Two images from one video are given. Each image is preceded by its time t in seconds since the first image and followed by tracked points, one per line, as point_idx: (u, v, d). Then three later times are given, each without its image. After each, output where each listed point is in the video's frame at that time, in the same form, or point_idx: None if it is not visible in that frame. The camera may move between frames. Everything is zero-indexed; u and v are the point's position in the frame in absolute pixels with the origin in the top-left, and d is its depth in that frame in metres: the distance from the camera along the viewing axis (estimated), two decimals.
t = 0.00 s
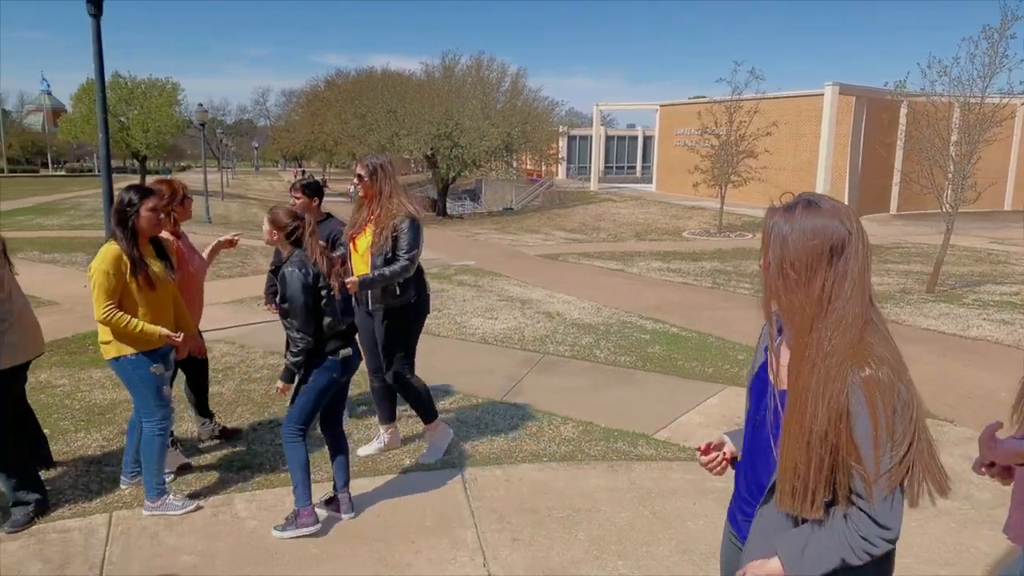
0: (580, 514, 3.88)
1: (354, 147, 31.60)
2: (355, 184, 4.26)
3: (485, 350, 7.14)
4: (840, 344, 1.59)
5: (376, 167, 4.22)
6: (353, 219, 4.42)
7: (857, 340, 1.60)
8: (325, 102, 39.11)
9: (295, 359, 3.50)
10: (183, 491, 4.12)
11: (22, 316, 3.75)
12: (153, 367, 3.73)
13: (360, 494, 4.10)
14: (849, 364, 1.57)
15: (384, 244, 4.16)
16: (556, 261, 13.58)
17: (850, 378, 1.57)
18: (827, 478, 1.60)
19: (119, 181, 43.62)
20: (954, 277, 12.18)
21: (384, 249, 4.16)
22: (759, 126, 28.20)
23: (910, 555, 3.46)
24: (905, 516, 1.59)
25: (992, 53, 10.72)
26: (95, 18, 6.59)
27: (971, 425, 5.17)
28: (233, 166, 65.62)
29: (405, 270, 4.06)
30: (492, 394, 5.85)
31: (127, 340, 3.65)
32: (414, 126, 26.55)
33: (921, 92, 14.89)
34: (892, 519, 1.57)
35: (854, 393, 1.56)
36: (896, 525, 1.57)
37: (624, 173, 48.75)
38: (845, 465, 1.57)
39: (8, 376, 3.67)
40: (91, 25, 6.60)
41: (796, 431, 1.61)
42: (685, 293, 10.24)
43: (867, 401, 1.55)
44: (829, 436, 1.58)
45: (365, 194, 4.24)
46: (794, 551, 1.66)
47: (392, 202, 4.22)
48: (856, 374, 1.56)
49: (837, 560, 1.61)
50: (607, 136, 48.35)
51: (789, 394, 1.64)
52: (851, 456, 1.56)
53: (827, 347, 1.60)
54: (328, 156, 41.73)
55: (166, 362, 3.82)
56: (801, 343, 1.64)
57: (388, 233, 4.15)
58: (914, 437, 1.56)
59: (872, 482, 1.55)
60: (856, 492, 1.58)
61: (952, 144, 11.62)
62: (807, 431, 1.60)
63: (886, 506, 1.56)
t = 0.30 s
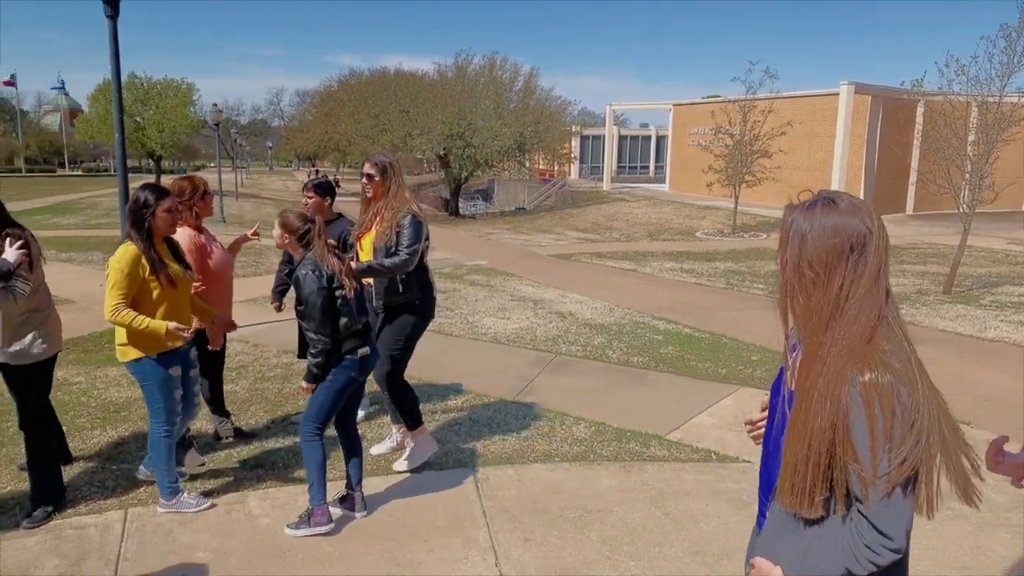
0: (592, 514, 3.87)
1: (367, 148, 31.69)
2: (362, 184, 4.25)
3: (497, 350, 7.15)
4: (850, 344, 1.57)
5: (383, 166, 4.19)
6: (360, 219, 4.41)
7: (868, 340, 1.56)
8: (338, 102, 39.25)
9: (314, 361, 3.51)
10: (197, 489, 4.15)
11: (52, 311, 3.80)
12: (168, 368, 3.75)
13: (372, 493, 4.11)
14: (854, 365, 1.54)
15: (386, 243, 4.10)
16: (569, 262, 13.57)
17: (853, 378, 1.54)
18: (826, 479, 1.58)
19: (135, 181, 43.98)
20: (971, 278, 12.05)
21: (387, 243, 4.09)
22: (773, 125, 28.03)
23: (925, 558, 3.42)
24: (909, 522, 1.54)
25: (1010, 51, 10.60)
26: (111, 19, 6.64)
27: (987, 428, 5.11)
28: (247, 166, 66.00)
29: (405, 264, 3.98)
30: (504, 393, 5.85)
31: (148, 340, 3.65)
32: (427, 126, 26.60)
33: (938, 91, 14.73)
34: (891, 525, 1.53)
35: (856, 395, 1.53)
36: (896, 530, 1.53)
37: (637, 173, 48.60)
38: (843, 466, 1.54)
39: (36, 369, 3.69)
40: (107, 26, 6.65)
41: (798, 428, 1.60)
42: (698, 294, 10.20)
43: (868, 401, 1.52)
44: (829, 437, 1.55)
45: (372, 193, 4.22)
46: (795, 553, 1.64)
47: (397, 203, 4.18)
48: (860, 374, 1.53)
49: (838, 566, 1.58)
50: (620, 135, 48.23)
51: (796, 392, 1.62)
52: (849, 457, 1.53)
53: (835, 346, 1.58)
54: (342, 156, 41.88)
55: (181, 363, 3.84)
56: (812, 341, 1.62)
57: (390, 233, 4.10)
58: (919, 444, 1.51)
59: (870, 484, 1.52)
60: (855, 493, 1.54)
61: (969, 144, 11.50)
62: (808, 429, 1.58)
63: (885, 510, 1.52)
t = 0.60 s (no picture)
0: (610, 515, 3.87)
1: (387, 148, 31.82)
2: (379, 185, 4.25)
3: (516, 350, 7.15)
4: (898, 343, 1.54)
5: (401, 168, 4.19)
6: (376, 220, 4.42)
7: (917, 341, 1.54)
8: (359, 102, 39.47)
9: (339, 360, 3.53)
10: (219, 485, 4.20)
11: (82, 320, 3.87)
12: (192, 368, 3.80)
13: (391, 492, 4.14)
14: (902, 368, 1.52)
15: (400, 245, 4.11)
16: (588, 262, 13.55)
17: (902, 382, 1.51)
18: (869, 484, 1.56)
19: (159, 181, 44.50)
20: (997, 280, 11.88)
21: (400, 244, 4.10)
22: (795, 125, 27.78)
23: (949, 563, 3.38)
24: (958, 534, 1.51)
25: None
26: (136, 21, 6.73)
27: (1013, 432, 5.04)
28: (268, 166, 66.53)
29: (421, 267, 3.96)
30: (523, 393, 5.86)
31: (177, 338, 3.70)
32: (447, 126, 26.66)
33: (964, 90, 14.54)
34: (935, 536, 1.50)
35: (904, 399, 1.50)
36: (939, 540, 1.51)
37: (657, 173, 48.39)
38: (889, 473, 1.52)
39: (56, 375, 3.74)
40: (133, 28, 6.74)
41: (840, 433, 1.58)
42: (718, 295, 10.15)
43: (916, 406, 1.49)
44: (872, 442, 1.53)
45: (387, 194, 4.22)
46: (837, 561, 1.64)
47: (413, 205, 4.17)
48: (908, 379, 1.50)
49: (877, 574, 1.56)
50: (640, 135, 48.07)
51: (839, 395, 1.61)
52: (894, 463, 1.51)
53: (881, 349, 1.56)
54: (362, 156, 42.11)
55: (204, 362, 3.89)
56: (856, 344, 1.60)
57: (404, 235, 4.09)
58: (970, 450, 1.48)
59: (916, 492, 1.49)
60: (898, 501, 1.52)
61: (996, 143, 11.34)
62: (851, 433, 1.56)
63: (930, 520, 1.50)
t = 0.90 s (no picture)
0: (629, 516, 3.85)
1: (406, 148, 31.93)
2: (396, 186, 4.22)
3: (534, 350, 7.15)
4: (950, 354, 1.53)
5: (419, 168, 4.18)
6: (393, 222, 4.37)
7: (971, 353, 1.51)
8: (379, 103, 39.65)
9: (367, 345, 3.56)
10: (241, 483, 4.23)
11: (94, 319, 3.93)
12: (215, 365, 3.83)
13: (409, 492, 4.15)
14: (953, 382, 1.50)
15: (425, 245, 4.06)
16: (607, 262, 13.52)
17: (954, 396, 1.49)
18: (918, 502, 1.54)
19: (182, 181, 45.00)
20: None
21: (423, 253, 4.04)
22: (818, 124, 27.49)
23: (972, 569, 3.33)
24: (1012, 562, 1.45)
25: None
26: (161, 23, 6.81)
27: None
28: (289, 166, 66.97)
29: (448, 276, 3.98)
30: (541, 393, 5.86)
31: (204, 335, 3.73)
32: (466, 126, 26.70)
33: (992, 88, 14.28)
34: (985, 561, 1.46)
35: (955, 413, 1.48)
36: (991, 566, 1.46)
37: (677, 173, 48.10)
38: (938, 491, 1.50)
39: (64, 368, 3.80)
40: (157, 29, 6.83)
41: (889, 446, 1.57)
42: (738, 295, 10.08)
43: (968, 421, 1.46)
44: (920, 457, 1.52)
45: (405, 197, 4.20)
46: None
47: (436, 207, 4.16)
48: (960, 393, 1.48)
49: None
50: (660, 135, 47.83)
51: (889, 407, 1.59)
52: (943, 481, 1.48)
53: (932, 359, 1.55)
54: (381, 156, 42.29)
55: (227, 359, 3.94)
56: (906, 353, 1.60)
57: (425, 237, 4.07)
58: None
59: (967, 512, 1.45)
60: (947, 522, 1.50)
61: None
62: (899, 447, 1.55)
63: (980, 543, 1.46)
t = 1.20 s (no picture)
0: (645, 517, 3.84)
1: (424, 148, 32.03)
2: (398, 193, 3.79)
3: (551, 350, 7.15)
4: (990, 366, 1.49)
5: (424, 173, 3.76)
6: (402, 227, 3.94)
7: (1011, 365, 1.48)
8: (397, 103, 39.82)
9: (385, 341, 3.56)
10: (260, 480, 4.26)
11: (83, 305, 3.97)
12: (233, 360, 3.87)
13: (426, 491, 4.16)
14: (989, 395, 1.48)
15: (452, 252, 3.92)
16: (625, 262, 13.49)
17: (987, 410, 1.47)
18: (944, 514, 1.53)
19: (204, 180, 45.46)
20: None
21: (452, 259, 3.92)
22: (839, 124, 27.24)
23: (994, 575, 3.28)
24: None
25: None
26: (183, 24, 6.89)
27: None
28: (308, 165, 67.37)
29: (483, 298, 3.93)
30: (558, 393, 5.86)
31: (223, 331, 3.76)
32: (484, 126, 26.73)
33: (1017, 87, 14.06)
34: None
35: (986, 428, 1.46)
36: None
37: (696, 173, 47.83)
38: (966, 504, 1.49)
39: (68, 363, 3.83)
40: (179, 30, 6.90)
41: (919, 456, 1.56)
42: (757, 296, 10.01)
43: (999, 436, 1.44)
44: (950, 468, 1.51)
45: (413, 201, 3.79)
46: None
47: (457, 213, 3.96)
48: (993, 408, 1.46)
49: None
50: (679, 134, 47.61)
51: (922, 417, 1.58)
52: (971, 493, 1.48)
53: (970, 370, 1.51)
54: (400, 156, 42.47)
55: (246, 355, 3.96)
56: (947, 362, 1.56)
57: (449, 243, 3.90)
58: None
59: (992, 527, 1.45)
60: (974, 534, 1.49)
61: None
62: (930, 457, 1.54)
63: (1007, 560, 1.45)
